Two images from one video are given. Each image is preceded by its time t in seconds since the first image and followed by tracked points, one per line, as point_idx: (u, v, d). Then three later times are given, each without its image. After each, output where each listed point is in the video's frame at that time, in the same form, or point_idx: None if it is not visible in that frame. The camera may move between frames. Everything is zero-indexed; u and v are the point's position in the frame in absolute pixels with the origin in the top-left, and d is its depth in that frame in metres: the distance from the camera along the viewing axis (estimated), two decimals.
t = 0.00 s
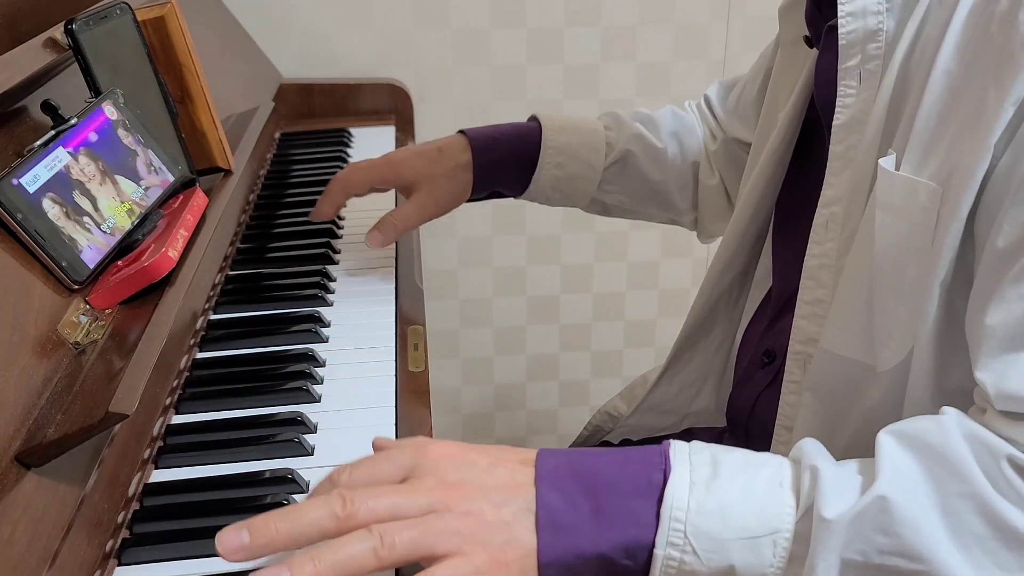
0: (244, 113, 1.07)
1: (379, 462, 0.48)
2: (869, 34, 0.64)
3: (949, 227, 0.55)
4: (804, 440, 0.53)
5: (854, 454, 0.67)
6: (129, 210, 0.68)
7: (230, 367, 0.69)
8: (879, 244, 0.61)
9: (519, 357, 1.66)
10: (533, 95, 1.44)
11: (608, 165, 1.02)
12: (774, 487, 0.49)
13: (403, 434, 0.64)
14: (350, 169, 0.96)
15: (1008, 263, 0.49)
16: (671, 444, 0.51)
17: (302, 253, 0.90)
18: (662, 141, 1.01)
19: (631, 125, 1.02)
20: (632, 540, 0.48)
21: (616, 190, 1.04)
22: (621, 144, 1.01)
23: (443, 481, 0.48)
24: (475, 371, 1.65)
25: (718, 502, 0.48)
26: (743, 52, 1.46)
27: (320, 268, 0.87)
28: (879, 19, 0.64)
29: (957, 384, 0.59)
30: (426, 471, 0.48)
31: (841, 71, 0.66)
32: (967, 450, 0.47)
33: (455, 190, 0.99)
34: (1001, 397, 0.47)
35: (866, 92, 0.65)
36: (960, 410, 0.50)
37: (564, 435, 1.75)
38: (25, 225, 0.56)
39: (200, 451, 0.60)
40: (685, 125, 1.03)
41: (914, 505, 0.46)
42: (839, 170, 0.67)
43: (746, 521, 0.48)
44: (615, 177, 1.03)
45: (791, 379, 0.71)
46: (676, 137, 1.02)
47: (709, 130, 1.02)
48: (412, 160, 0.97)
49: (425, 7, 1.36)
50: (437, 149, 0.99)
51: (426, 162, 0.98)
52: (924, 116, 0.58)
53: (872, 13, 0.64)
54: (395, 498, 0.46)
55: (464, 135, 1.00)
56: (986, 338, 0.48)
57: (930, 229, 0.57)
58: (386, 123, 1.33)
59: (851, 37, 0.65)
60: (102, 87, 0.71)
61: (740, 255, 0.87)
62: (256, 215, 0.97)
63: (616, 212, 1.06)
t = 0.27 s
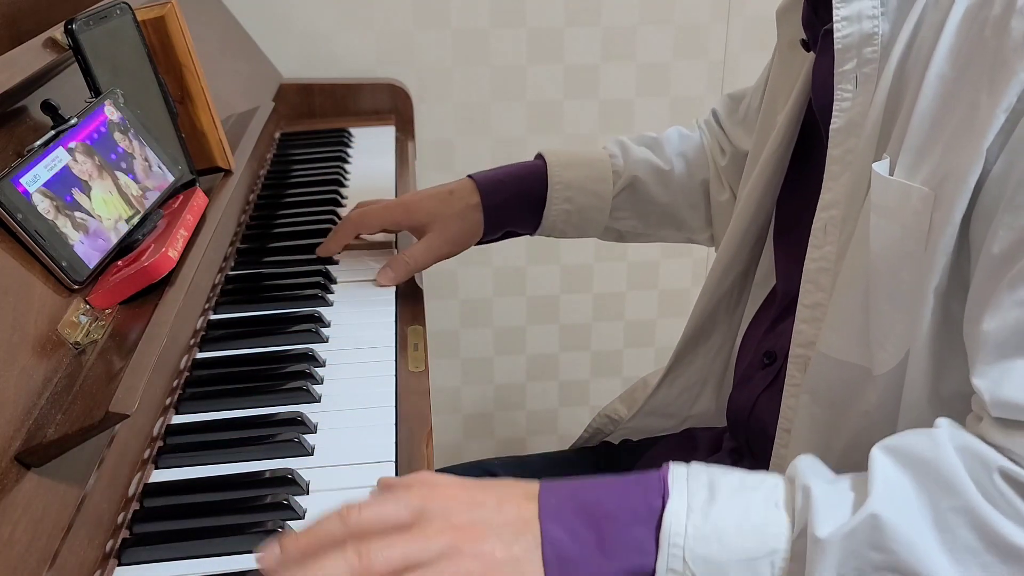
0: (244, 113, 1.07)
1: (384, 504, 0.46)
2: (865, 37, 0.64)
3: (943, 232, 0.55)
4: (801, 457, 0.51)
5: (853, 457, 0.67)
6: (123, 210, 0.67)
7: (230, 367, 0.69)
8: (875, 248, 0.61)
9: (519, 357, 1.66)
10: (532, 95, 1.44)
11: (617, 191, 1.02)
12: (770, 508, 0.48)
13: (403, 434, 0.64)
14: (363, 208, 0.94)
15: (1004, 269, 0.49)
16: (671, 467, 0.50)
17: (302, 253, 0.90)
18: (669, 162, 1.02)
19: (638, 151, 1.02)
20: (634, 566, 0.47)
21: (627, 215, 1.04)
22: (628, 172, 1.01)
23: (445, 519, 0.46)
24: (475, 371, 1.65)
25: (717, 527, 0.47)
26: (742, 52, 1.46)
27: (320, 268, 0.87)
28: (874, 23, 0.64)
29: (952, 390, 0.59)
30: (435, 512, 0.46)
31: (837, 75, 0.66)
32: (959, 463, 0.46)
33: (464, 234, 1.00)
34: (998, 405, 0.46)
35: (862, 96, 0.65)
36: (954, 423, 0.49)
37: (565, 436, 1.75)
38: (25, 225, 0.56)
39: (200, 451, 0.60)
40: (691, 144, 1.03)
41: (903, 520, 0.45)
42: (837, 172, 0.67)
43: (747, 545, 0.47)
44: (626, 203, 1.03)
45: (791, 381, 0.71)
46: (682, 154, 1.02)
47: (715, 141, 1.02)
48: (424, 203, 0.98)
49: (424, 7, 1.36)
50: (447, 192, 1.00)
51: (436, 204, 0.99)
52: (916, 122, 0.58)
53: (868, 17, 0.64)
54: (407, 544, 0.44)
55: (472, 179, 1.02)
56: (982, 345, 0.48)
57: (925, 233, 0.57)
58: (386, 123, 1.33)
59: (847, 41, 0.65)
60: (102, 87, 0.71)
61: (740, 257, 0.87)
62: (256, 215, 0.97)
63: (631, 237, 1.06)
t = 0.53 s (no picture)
0: (244, 113, 1.07)
1: (391, 521, 0.50)
2: (863, 39, 0.64)
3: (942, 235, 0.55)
4: (798, 472, 0.54)
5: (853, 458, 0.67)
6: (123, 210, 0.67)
7: (231, 367, 0.69)
8: (871, 251, 0.61)
9: (519, 357, 1.66)
10: (532, 95, 1.44)
11: (622, 190, 1.02)
12: (770, 526, 0.50)
13: (403, 434, 0.64)
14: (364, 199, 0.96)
15: (1002, 271, 0.49)
16: (671, 488, 0.53)
17: (302, 253, 0.90)
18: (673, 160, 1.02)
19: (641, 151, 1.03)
20: None
21: (632, 214, 1.04)
22: (632, 171, 1.01)
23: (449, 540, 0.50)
24: (475, 371, 1.65)
25: (717, 545, 0.50)
26: (742, 52, 1.46)
27: (321, 268, 0.87)
28: (872, 25, 0.64)
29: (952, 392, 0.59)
30: (441, 532, 0.50)
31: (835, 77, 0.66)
32: (956, 474, 0.48)
33: (470, 229, 1.00)
34: (996, 407, 0.47)
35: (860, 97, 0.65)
36: (953, 432, 0.51)
37: (565, 436, 1.75)
38: (25, 225, 0.56)
39: (200, 451, 0.60)
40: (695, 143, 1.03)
41: (902, 532, 0.47)
42: (836, 174, 0.67)
43: (745, 563, 0.49)
44: (631, 202, 1.03)
45: (790, 382, 0.71)
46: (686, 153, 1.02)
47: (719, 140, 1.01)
48: (430, 197, 0.99)
49: (425, 7, 1.36)
50: (455, 186, 1.01)
51: (443, 198, 0.99)
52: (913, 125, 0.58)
53: (865, 19, 0.64)
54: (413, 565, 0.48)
55: (479, 177, 1.01)
56: (982, 346, 0.48)
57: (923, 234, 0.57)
58: (386, 123, 1.33)
59: (846, 43, 0.65)
60: (102, 87, 0.71)
61: (740, 257, 0.87)
62: (256, 215, 0.97)
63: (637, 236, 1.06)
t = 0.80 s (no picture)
0: (244, 113, 1.07)
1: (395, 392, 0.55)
2: (865, 34, 0.65)
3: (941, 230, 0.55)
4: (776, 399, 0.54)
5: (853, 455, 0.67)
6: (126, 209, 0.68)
7: (230, 367, 0.69)
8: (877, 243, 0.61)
9: (519, 357, 1.66)
10: (533, 95, 1.44)
11: (598, 167, 1.02)
12: (732, 438, 0.51)
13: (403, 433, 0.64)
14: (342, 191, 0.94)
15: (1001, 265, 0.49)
16: (658, 391, 0.54)
17: (302, 253, 0.90)
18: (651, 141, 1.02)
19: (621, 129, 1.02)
20: (593, 468, 0.51)
21: (607, 191, 1.04)
22: (610, 147, 1.01)
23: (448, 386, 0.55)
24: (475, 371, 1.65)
25: (677, 443, 0.51)
26: (743, 52, 1.46)
27: (320, 268, 0.87)
28: (875, 20, 0.64)
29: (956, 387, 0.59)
30: (444, 377, 0.56)
31: (837, 71, 0.67)
32: (909, 423, 0.48)
33: (449, 206, 0.98)
34: (953, 375, 0.48)
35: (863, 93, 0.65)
36: (918, 389, 0.51)
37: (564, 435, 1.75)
38: (25, 225, 0.56)
39: (200, 451, 0.60)
40: (674, 126, 1.03)
41: (844, 469, 0.47)
42: (835, 170, 0.67)
43: (698, 465, 0.50)
44: (607, 179, 1.03)
45: (790, 379, 0.71)
46: (665, 135, 1.02)
47: (701, 128, 1.03)
48: (404, 178, 0.96)
49: (425, 7, 1.36)
50: (428, 163, 0.98)
51: (417, 176, 0.97)
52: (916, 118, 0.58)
53: (868, 14, 0.65)
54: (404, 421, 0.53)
55: (455, 148, 0.99)
56: (951, 321, 0.49)
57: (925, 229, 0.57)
58: (386, 123, 1.33)
59: (848, 37, 0.65)
60: (102, 87, 0.71)
61: (740, 255, 0.87)
62: (256, 215, 0.97)
63: (607, 213, 1.06)
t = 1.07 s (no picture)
0: (244, 113, 1.07)
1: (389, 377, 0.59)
2: (858, 33, 0.65)
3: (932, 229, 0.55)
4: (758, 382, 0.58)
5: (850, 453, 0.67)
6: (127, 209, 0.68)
7: (231, 367, 0.69)
8: (869, 241, 0.61)
9: (519, 356, 1.66)
10: (532, 95, 1.44)
11: (627, 206, 1.03)
12: (707, 418, 0.55)
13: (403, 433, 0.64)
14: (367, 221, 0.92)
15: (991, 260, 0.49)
16: (640, 373, 0.59)
17: (302, 253, 0.90)
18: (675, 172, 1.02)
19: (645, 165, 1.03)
20: (575, 443, 0.56)
21: (638, 229, 1.04)
22: (636, 186, 1.02)
23: (441, 370, 0.60)
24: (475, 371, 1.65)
25: (655, 420, 0.55)
26: (743, 52, 1.46)
27: (320, 268, 0.87)
28: (868, 19, 0.64)
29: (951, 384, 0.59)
30: (437, 363, 0.61)
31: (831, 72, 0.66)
32: (878, 409, 0.52)
33: (473, 250, 0.99)
34: (922, 361, 0.51)
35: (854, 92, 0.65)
36: (891, 377, 0.55)
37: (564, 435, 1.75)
38: (25, 225, 0.56)
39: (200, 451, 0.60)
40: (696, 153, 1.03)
41: (812, 450, 0.51)
42: (831, 168, 0.67)
43: (673, 440, 0.55)
44: (636, 217, 1.04)
45: (787, 377, 0.71)
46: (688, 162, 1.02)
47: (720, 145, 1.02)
48: (435, 220, 0.97)
49: (425, 7, 1.36)
50: (459, 211, 1.00)
51: (447, 221, 0.98)
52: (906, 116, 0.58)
53: (861, 13, 0.64)
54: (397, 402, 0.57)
55: (482, 198, 1.02)
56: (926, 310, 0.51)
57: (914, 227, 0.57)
58: (386, 123, 1.33)
59: (840, 37, 0.65)
60: (102, 87, 0.71)
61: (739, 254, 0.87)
62: (256, 215, 0.97)
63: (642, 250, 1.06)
